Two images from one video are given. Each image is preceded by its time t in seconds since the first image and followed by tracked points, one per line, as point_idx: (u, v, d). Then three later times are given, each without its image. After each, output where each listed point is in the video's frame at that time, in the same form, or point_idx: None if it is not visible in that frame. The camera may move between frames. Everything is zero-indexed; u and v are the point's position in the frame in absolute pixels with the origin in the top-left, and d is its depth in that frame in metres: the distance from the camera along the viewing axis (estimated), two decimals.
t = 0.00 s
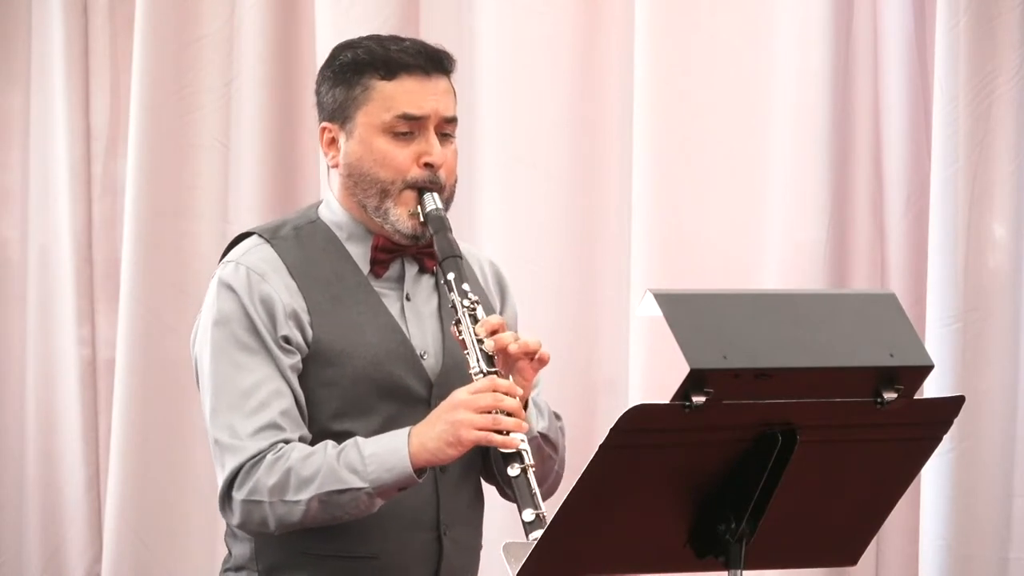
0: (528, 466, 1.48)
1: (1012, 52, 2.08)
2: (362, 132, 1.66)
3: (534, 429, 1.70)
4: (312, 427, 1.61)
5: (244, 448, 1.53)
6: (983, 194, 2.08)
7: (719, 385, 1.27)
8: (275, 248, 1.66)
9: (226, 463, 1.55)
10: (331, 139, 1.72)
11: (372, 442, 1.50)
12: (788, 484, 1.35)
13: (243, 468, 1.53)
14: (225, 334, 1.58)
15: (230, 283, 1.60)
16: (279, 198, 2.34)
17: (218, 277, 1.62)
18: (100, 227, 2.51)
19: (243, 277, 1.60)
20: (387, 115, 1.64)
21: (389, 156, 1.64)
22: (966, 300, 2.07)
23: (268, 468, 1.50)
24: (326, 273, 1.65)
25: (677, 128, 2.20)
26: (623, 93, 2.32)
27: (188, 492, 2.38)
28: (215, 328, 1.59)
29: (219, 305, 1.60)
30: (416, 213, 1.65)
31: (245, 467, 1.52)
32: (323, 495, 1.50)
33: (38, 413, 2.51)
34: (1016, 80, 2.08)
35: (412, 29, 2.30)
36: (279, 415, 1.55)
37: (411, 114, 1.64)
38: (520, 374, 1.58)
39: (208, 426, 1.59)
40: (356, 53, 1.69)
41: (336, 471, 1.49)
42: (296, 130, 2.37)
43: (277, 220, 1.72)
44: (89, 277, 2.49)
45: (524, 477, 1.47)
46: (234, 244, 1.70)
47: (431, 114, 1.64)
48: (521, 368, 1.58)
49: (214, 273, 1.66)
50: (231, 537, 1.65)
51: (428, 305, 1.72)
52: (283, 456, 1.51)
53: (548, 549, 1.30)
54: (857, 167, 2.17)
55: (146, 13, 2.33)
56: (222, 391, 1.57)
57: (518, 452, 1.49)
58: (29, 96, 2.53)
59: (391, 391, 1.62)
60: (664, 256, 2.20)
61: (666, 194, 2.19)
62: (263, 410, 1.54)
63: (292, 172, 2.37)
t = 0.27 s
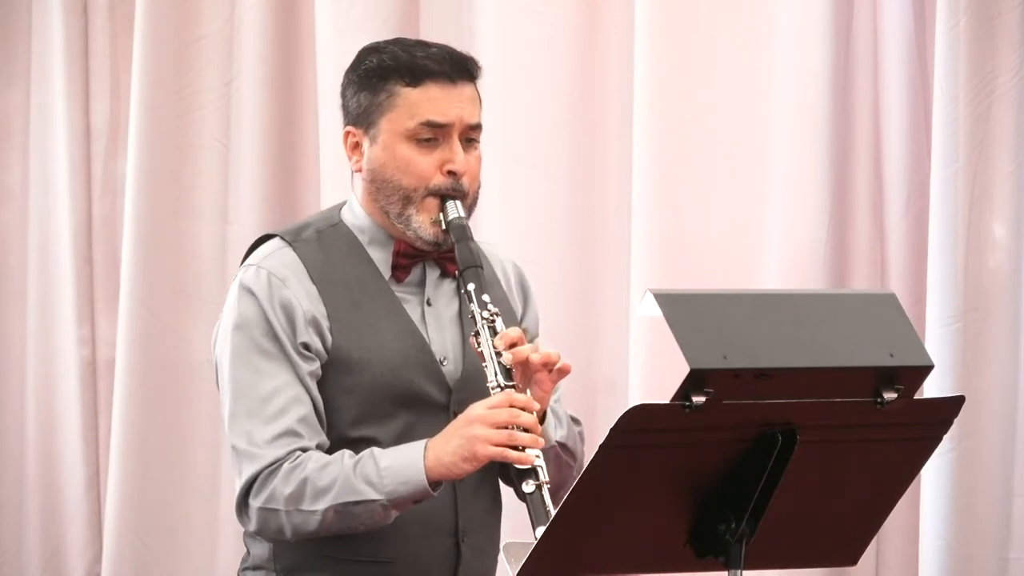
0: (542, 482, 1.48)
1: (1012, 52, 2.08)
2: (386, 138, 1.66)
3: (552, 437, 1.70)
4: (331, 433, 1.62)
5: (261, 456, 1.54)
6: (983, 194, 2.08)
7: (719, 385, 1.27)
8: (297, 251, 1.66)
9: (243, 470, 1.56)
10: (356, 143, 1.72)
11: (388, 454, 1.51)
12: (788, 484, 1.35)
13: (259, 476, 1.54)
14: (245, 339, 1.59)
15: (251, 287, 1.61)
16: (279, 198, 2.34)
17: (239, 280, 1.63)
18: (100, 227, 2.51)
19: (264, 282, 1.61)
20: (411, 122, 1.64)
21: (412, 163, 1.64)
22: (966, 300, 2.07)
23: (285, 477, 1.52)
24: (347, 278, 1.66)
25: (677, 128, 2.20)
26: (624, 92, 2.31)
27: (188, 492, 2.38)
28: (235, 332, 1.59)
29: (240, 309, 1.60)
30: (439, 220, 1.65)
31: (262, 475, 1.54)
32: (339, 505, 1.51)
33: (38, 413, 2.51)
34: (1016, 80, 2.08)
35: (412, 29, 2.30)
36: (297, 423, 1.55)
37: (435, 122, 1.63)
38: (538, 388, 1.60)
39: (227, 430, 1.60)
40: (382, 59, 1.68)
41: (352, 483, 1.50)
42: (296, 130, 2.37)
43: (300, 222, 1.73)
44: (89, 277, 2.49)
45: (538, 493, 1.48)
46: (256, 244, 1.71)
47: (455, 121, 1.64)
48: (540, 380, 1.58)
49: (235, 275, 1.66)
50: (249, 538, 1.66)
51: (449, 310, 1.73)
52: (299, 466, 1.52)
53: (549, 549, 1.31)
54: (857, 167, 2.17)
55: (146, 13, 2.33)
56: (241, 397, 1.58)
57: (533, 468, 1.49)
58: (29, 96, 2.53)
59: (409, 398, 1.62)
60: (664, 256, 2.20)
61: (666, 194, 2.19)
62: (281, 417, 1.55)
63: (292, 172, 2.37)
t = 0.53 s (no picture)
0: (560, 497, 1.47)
1: (1012, 52, 2.08)
2: (410, 145, 1.67)
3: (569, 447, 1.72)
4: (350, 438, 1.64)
5: (280, 462, 1.55)
6: (983, 194, 2.08)
7: (719, 385, 1.27)
8: (320, 255, 1.68)
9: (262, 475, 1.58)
10: (380, 149, 1.73)
11: (406, 463, 1.52)
12: (788, 484, 1.35)
13: (278, 482, 1.55)
14: (267, 343, 1.61)
15: (273, 292, 1.63)
16: (280, 198, 2.34)
17: (262, 285, 1.65)
18: (100, 227, 2.51)
19: (286, 286, 1.63)
20: (435, 130, 1.65)
21: (436, 171, 1.65)
22: (966, 301, 2.07)
23: (304, 484, 1.53)
24: (369, 282, 1.68)
25: (677, 128, 2.20)
26: (624, 93, 2.31)
27: (188, 492, 2.39)
28: (257, 336, 1.61)
29: (262, 314, 1.62)
30: (461, 228, 1.65)
31: (281, 480, 1.55)
32: (357, 513, 1.52)
33: (39, 413, 2.51)
34: (1016, 79, 2.08)
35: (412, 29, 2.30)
36: (317, 428, 1.57)
37: (459, 129, 1.64)
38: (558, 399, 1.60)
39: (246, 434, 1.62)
40: (407, 65, 1.69)
41: (370, 491, 1.51)
42: (296, 131, 2.37)
43: (322, 226, 1.75)
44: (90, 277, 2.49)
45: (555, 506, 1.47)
46: (278, 249, 1.73)
47: (479, 129, 1.64)
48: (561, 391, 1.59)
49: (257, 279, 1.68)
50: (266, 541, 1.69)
51: (471, 316, 1.74)
52: (318, 472, 1.53)
53: (549, 549, 1.31)
54: (857, 167, 2.17)
55: (146, 13, 2.33)
56: (261, 401, 1.59)
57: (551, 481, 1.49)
58: (29, 96, 2.53)
59: (429, 404, 1.64)
60: (664, 256, 2.20)
61: (666, 195, 2.19)
62: (302, 422, 1.57)
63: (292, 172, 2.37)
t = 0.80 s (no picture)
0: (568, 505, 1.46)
1: (1012, 52, 2.08)
2: (425, 149, 1.66)
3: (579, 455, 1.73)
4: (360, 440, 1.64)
5: (289, 463, 1.56)
6: (982, 194, 2.08)
7: (719, 385, 1.27)
8: (333, 257, 1.68)
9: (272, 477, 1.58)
10: (395, 152, 1.73)
11: (416, 468, 1.52)
12: (789, 484, 1.35)
13: (288, 484, 1.56)
14: (279, 344, 1.61)
15: (286, 293, 1.63)
16: (280, 198, 2.34)
17: (274, 286, 1.65)
18: (100, 227, 2.51)
19: (299, 287, 1.63)
20: (450, 134, 1.64)
21: (451, 175, 1.65)
22: (966, 301, 2.07)
23: (313, 486, 1.53)
24: (382, 285, 1.68)
25: (677, 128, 2.20)
26: (623, 93, 2.31)
27: (188, 492, 2.39)
28: (269, 337, 1.61)
29: (274, 314, 1.62)
30: (476, 232, 1.65)
31: (290, 482, 1.55)
32: (366, 516, 1.52)
33: (39, 413, 2.51)
34: (1016, 79, 2.08)
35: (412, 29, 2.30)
36: (328, 430, 1.57)
37: (475, 133, 1.64)
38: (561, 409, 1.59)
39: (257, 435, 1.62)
40: (423, 69, 1.69)
41: (380, 496, 1.51)
42: (297, 131, 2.37)
43: (336, 228, 1.75)
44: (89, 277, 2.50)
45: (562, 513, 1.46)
46: (292, 249, 1.73)
47: (494, 133, 1.64)
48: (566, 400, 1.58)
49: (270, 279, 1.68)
50: (274, 541, 1.69)
51: (482, 320, 1.75)
52: (328, 475, 1.53)
53: (549, 548, 1.31)
54: (857, 168, 2.17)
55: (146, 13, 2.33)
56: (272, 402, 1.59)
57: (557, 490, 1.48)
58: (29, 96, 2.53)
59: (439, 407, 1.64)
60: (664, 256, 2.20)
61: (666, 195, 2.19)
62: (312, 424, 1.57)
63: (292, 173, 2.37)
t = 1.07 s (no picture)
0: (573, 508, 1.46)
1: (1012, 51, 2.08)
2: (431, 155, 1.66)
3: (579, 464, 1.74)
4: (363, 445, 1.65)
5: (292, 468, 1.56)
6: (982, 194, 2.08)
7: (719, 385, 1.27)
8: (338, 261, 1.68)
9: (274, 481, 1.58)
10: (400, 158, 1.72)
11: (420, 478, 1.52)
12: (789, 484, 1.35)
13: (290, 489, 1.56)
14: (283, 349, 1.61)
15: (291, 297, 1.63)
16: (280, 198, 2.34)
17: (280, 289, 1.65)
18: (100, 227, 2.51)
19: (304, 292, 1.63)
20: (455, 140, 1.64)
21: (456, 181, 1.64)
22: (966, 300, 2.07)
23: (316, 493, 1.53)
24: (386, 289, 1.68)
25: (678, 129, 2.20)
26: (623, 93, 2.31)
27: (187, 492, 2.39)
28: (273, 341, 1.61)
29: (279, 318, 1.62)
30: (481, 239, 1.65)
31: (293, 487, 1.56)
32: (368, 523, 1.53)
33: (38, 414, 2.51)
34: (1016, 79, 2.08)
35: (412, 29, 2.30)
36: (330, 435, 1.57)
37: (480, 140, 1.63)
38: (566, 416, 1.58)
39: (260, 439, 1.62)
40: (428, 75, 1.68)
41: (383, 505, 1.52)
42: (297, 130, 2.37)
43: (341, 231, 1.75)
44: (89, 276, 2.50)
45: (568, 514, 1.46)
46: (298, 252, 1.73)
47: (499, 140, 1.64)
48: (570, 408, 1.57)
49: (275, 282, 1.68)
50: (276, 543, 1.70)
51: (486, 325, 1.75)
52: (331, 482, 1.53)
53: (549, 548, 1.31)
54: (857, 168, 2.17)
55: (145, 13, 2.33)
56: (275, 406, 1.59)
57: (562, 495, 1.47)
58: (29, 96, 2.53)
59: (442, 413, 1.65)
60: (664, 256, 2.20)
61: (666, 195, 2.19)
62: (315, 430, 1.57)
63: (292, 173, 2.37)
